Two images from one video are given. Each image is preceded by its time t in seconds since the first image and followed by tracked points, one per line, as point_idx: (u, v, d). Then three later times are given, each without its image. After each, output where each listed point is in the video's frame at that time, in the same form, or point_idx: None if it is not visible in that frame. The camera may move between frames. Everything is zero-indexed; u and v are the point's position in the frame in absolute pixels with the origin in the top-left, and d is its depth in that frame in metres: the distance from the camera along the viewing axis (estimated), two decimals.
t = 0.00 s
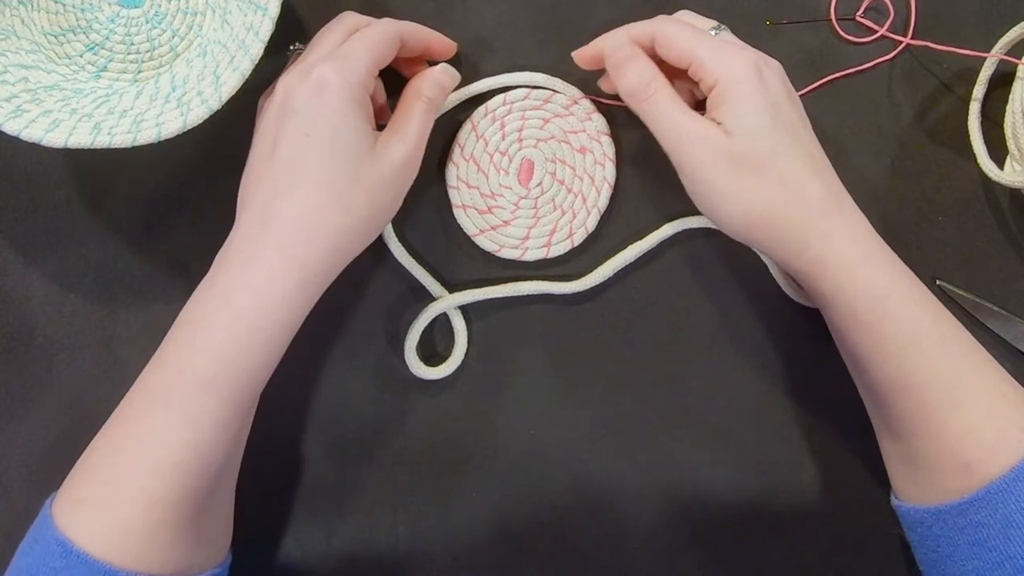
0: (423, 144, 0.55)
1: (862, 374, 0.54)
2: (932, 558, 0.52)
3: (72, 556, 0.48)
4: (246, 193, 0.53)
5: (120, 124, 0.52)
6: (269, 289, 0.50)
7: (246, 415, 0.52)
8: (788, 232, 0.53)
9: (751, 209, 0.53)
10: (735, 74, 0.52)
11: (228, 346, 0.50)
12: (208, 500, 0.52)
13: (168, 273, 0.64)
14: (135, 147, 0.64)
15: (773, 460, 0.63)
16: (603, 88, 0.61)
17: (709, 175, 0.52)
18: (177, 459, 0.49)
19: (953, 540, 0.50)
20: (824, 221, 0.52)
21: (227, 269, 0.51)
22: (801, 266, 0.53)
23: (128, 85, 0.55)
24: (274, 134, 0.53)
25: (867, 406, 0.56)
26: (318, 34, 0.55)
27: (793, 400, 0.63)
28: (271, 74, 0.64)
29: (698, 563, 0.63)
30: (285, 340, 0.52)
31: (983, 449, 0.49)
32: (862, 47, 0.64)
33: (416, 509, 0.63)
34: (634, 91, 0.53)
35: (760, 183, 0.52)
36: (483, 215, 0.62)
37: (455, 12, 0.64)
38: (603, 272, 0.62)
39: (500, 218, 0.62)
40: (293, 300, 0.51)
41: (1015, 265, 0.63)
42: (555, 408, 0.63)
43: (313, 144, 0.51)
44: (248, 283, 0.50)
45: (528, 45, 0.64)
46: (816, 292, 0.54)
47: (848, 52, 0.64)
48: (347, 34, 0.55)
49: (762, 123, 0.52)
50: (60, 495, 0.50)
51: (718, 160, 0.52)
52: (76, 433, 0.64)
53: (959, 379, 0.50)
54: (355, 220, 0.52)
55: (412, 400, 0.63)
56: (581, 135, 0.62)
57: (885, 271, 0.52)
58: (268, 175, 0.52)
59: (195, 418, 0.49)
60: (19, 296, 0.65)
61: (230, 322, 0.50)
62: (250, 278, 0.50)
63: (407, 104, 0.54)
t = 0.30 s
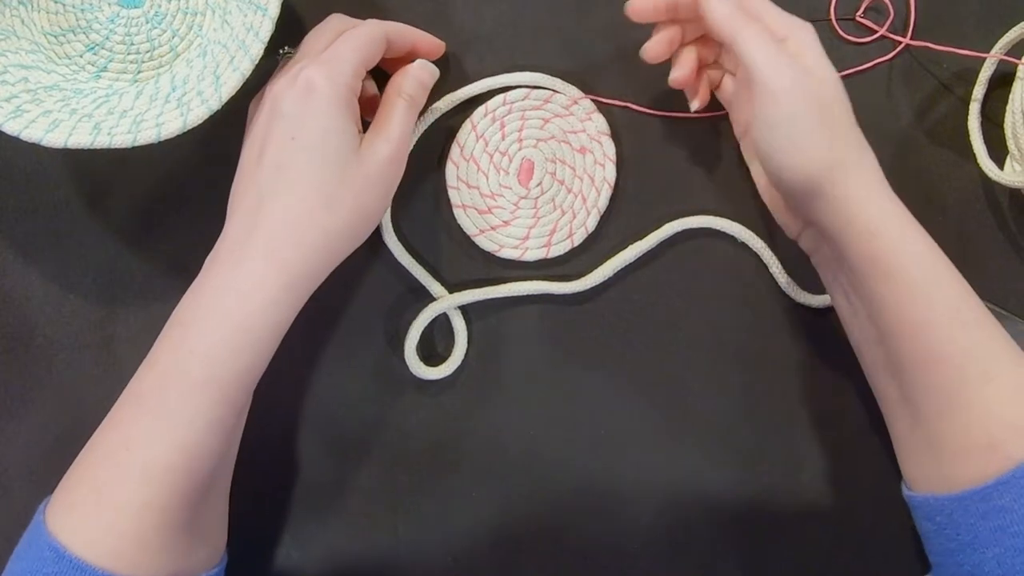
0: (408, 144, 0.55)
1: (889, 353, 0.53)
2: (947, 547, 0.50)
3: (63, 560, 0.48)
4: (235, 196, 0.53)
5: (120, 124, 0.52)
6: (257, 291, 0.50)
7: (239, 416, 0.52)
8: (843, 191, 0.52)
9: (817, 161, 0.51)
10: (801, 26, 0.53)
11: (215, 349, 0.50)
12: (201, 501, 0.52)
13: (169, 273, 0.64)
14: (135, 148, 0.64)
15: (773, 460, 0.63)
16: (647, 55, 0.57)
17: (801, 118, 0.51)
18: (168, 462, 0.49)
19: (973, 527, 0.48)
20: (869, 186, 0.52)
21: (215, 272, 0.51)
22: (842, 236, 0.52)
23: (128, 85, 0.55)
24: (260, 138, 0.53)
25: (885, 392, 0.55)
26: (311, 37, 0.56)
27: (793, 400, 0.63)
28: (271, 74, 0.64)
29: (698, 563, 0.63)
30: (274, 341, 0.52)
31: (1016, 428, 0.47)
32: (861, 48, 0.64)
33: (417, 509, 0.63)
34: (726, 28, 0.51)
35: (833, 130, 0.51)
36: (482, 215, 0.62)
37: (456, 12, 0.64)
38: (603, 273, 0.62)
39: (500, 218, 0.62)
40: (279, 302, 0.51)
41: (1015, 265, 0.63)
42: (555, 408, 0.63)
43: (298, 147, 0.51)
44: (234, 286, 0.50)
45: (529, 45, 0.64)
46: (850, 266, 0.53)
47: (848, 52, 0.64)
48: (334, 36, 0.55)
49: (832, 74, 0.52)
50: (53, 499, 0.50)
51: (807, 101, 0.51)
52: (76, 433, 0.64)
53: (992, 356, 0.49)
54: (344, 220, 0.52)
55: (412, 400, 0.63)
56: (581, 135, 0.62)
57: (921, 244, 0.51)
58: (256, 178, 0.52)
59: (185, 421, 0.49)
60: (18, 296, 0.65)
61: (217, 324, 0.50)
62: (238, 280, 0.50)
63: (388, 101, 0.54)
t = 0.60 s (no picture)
0: (408, 143, 0.54)
1: (905, 340, 0.53)
2: (957, 537, 0.50)
3: (65, 558, 0.48)
4: (235, 195, 0.53)
5: (120, 124, 0.52)
6: (257, 289, 0.50)
7: (239, 415, 0.52)
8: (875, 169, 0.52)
9: (857, 135, 0.51)
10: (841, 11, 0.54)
11: (216, 347, 0.50)
12: (201, 499, 0.52)
13: (169, 273, 0.64)
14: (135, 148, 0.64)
15: (774, 460, 0.63)
16: (686, 37, 0.55)
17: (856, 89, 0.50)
18: (168, 461, 0.49)
19: (985, 515, 0.48)
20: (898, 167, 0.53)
21: (215, 271, 0.51)
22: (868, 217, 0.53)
23: (128, 85, 0.55)
24: (260, 137, 0.53)
25: (895, 384, 0.54)
26: (313, 35, 0.56)
27: (794, 400, 0.63)
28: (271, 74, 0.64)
29: (698, 563, 0.63)
30: (274, 339, 0.52)
31: None
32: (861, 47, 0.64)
33: (417, 509, 0.63)
34: None
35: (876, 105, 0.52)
36: (482, 215, 0.62)
37: (455, 11, 0.64)
38: (603, 272, 0.62)
39: (500, 218, 0.62)
40: (279, 300, 0.51)
41: (1015, 265, 0.63)
42: (555, 407, 0.63)
43: (298, 145, 0.51)
44: (235, 285, 0.50)
45: (528, 45, 0.64)
46: (872, 249, 0.53)
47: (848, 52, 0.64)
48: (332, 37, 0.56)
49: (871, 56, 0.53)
50: (54, 498, 0.50)
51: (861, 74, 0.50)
52: (76, 432, 0.64)
53: (1008, 339, 0.50)
54: (344, 218, 0.52)
55: (412, 400, 0.63)
56: (581, 135, 0.62)
57: (941, 228, 0.52)
58: (255, 176, 0.52)
59: (185, 420, 0.49)
60: (18, 296, 0.65)
61: (217, 323, 0.50)
62: (238, 279, 0.50)
63: (389, 100, 0.54)
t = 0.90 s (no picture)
0: (409, 144, 0.54)
1: (902, 340, 0.53)
2: (956, 537, 0.50)
3: (65, 557, 0.48)
4: (234, 194, 0.53)
5: (120, 124, 0.52)
6: (256, 289, 0.50)
7: (238, 414, 0.52)
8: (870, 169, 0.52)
9: (848, 136, 0.51)
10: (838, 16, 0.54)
11: (216, 346, 0.50)
12: (201, 498, 0.52)
13: (169, 273, 0.64)
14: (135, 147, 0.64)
15: (774, 460, 0.63)
16: (682, 38, 0.55)
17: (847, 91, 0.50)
18: (167, 460, 0.49)
19: (983, 515, 0.48)
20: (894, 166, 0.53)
21: (214, 270, 0.51)
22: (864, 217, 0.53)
23: (128, 85, 0.55)
24: (259, 136, 0.53)
25: (893, 383, 0.54)
26: (312, 34, 0.56)
27: (795, 399, 0.63)
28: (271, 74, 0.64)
29: (698, 563, 0.63)
30: (274, 338, 0.52)
31: None
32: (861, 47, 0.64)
33: (417, 509, 0.63)
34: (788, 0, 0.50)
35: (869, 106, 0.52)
36: (482, 215, 0.62)
37: (456, 12, 0.64)
38: (603, 272, 0.62)
39: (500, 217, 0.62)
40: (279, 299, 0.51)
41: (1015, 264, 0.63)
42: (555, 407, 0.63)
43: (297, 145, 0.51)
44: (234, 284, 0.50)
45: (528, 45, 0.64)
46: (869, 249, 0.53)
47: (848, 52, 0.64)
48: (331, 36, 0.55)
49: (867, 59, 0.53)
50: (54, 497, 0.50)
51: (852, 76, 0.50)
52: (76, 432, 0.64)
53: (1006, 339, 0.50)
54: (343, 217, 0.52)
55: (412, 400, 0.63)
56: (581, 135, 0.62)
57: (937, 227, 0.52)
58: (254, 175, 0.52)
59: (185, 419, 0.49)
60: (18, 296, 0.65)
61: (217, 322, 0.50)
62: (237, 278, 0.50)
63: (391, 100, 0.54)
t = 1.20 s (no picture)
0: (410, 143, 0.54)
1: (902, 340, 0.53)
2: (956, 537, 0.50)
3: (66, 556, 0.48)
4: (235, 194, 0.53)
5: (120, 124, 0.52)
6: (257, 289, 0.50)
7: (239, 414, 0.52)
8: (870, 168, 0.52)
9: (846, 135, 0.51)
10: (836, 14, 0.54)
11: (216, 346, 0.50)
12: (202, 498, 0.52)
13: (168, 273, 0.64)
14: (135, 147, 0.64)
15: (774, 459, 0.63)
16: (682, 39, 0.55)
17: (846, 91, 0.50)
18: (168, 460, 0.49)
19: (984, 516, 0.48)
20: (894, 165, 0.53)
21: (215, 269, 0.51)
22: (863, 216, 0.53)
23: (128, 85, 0.55)
24: (259, 136, 0.53)
25: (893, 383, 0.54)
26: (312, 35, 0.56)
27: (796, 399, 0.63)
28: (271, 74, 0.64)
29: (698, 563, 0.63)
30: (274, 338, 0.52)
31: None
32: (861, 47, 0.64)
33: (417, 509, 0.63)
34: None
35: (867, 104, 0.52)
36: (482, 215, 0.62)
37: (456, 11, 0.64)
38: (603, 272, 0.62)
39: (500, 217, 0.62)
40: (279, 299, 0.51)
41: (1015, 265, 0.64)
42: (555, 408, 0.63)
43: (297, 144, 0.51)
44: (235, 284, 0.50)
45: (529, 45, 0.64)
46: (868, 249, 0.53)
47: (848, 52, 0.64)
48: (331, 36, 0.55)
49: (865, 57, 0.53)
50: (55, 497, 0.50)
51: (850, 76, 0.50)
52: (76, 432, 0.64)
53: (1006, 339, 0.50)
54: (344, 216, 0.52)
55: (412, 400, 0.63)
56: (582, 135, 0.62)
57: (937, 228, 0.52)
58: (255, 175, 0.52)
59: (186, 419, 0.49)
60: (18, 296, 0.65)
61: (218, 322, 0.50)
62: (238, 277, 0.50)
63: (393, 100, 0.54)
